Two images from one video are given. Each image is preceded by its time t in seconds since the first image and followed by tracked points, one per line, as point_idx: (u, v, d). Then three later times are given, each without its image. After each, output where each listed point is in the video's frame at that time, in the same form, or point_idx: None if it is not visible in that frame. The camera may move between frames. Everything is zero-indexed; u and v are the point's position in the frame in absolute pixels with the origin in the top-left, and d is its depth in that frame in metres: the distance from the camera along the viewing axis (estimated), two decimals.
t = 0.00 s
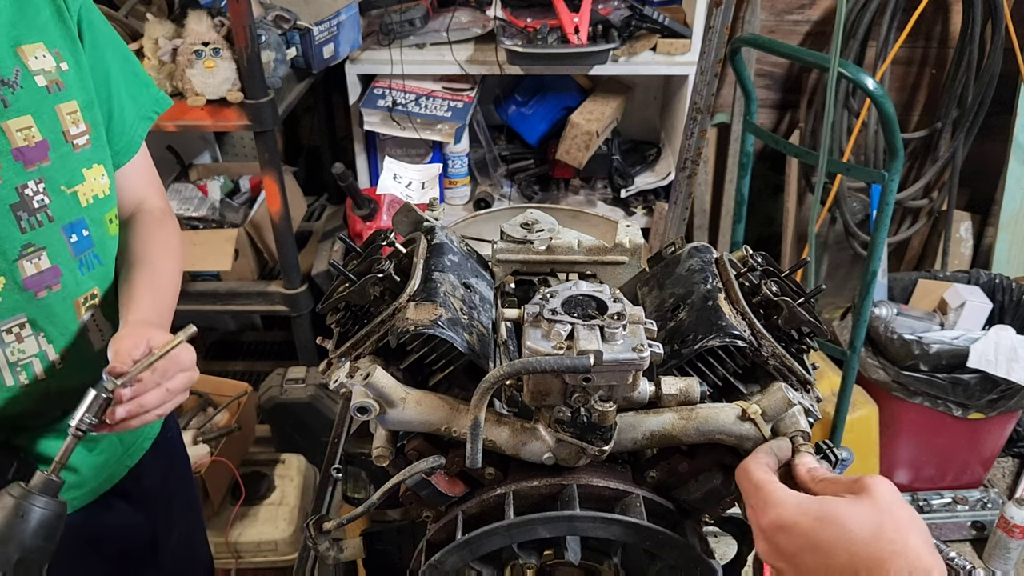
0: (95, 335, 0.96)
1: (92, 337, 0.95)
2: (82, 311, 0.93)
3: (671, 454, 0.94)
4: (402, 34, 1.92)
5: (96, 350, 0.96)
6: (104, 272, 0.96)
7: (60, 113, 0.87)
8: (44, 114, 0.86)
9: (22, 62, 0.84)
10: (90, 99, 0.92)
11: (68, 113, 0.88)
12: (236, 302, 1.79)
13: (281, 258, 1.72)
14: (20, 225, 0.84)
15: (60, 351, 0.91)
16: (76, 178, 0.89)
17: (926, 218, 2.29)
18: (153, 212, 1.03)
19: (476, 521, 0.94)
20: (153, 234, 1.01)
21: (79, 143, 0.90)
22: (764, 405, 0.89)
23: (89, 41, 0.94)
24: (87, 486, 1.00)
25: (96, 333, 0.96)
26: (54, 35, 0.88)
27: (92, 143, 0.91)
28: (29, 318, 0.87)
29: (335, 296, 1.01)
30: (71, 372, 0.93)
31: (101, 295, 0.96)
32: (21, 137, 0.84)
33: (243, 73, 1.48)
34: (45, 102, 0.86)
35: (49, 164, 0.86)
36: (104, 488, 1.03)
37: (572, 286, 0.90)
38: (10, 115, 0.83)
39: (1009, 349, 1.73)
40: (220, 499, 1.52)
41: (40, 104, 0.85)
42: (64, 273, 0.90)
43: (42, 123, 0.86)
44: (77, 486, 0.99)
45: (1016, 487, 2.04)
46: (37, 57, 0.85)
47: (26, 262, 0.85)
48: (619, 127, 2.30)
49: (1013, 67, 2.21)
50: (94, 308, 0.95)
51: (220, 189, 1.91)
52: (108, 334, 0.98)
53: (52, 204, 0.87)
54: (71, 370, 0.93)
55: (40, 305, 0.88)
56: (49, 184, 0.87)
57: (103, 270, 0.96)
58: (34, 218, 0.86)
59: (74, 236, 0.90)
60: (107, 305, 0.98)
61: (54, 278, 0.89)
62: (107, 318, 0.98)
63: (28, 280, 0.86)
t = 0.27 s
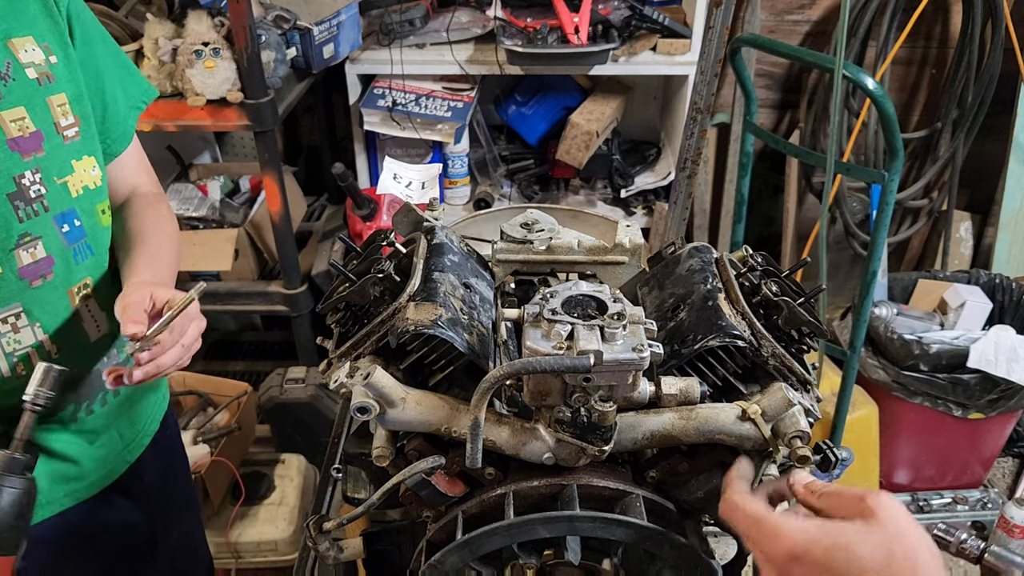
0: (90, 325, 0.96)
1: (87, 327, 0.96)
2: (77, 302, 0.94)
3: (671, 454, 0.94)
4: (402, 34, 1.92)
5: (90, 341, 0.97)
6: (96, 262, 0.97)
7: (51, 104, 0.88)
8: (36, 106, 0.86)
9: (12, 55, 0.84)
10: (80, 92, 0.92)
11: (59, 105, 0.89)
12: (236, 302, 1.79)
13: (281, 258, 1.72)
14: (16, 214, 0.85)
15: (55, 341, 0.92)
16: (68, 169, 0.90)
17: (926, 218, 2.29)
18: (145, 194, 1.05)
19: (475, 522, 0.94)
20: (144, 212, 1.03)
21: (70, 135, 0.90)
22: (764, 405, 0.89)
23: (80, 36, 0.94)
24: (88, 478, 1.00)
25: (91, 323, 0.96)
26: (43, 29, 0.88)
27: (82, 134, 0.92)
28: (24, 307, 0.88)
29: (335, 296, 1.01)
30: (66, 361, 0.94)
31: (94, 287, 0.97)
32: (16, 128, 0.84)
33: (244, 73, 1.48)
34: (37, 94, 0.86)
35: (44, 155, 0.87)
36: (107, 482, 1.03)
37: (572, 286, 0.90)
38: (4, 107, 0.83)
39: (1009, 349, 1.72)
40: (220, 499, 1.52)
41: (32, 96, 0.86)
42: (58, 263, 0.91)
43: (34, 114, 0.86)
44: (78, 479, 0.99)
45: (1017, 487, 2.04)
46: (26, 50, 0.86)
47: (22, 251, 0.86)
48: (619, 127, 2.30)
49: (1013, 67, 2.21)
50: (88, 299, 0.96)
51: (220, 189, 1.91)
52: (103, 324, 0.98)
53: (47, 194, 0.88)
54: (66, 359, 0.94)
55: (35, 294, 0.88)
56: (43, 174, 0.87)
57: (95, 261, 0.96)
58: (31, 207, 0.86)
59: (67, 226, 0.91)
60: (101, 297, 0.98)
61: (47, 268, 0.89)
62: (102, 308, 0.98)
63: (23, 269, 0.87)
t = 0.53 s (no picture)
0: (90, 315, 0.97)
1: (89, 317, 0.97)
2: (77, 292, 0.95)
3: (671, 454, 0.94)
4: (402, 33, 1.92)
5: (90, 331, 0.97)
6: (93, 253, 0.98)
7: (44, 96, 0.89)
8: (30, 98, 0.87)
9: (3, 49, 0.85)
10: (69, 85, 0.93)
11: (51, 97, 0.90)
12: (236, 302, 1.79)
13: (281, 258, 1.72)
14: (18, 205, 0.86)
15: (57, 331, 0.93)
16: (64, 160, 0.91)
17: (926, 218, 2.29)
18: (136, 173, 1.09)
19: (475, 522, 0.94)
20: (139, 189, 1.07)
21: (64, 126, 0.91)
22: (764, 405, 0.89)
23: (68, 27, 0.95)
24: (94, 468, 1.00)
25: (91, 314, 0.97)
26: (31, 22, 0.89)
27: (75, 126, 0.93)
28: (26, 297, 0.89)
29: (335, 296, 1.01)
30: (68, 351, 0.95)
31: (93, 277, 0.97)
32: (12, 119, 0.85)
33: (244, 73, 1.48)
34: (30, 86, 0.87)
35: (41, 146, 0.88)
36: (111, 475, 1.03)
37: (572, 286, 0.90)
38: None
39: (1009, 349, 1.72)
40: (220, 500, 1.52)
41: (25, 88, 0.87)
42: (57, 253, 0.91)
43: (29, 106, 0.87)
44: (84, 469, 0.99)
45: (1016, 487, 2.04)
46: (16, 44, 0.87)
47: (24, 241, 0.87)
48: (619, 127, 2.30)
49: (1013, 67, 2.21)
50: (87, 290, 0.96)
51: (220, 189, 1.91)
52: (103, 314, 0.99)
53: (46, 184, 0.89)
54: (67, 348, 0.95)
55: (37, 284, 0.89)
56: (42, 165, 0.89)
57: (91, 251, 0.97)
58: (31, 197, 0.87)
59: (65, 216, 0.92)
60: (101, 287, 0.99)
61: (48, 257, 0.90)
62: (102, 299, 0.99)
63: (26, 258, 0.87)
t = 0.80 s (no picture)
0: (83, 314, 0.96)
1: (83, 317, 0.96)
2: (70, 291, 0.94)
3: (670, 454, 0.94)
4: (401, 34, 1.92)
5: (83, 331, 0.97)
6: (89, 253, 0.97)
7: (42, 95, 0.89)
8: (28, 97, 0.87)
9: (2, 48, 0.85)
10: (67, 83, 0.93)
11: (50, 96, 0.90)
12: (236, 302, 1.79)
13: (281, 258, 1.72)
14: (15, 204, 0.86)
15: (50, 329, 0.92)
16: (61, 159, 0.91)
17: (927, 218, 2.29)
18: (135, 166, 1.09)
19: (475, 522, 0.94)
20: (139, 183, 1.07)
21: (62, 125, 0.91)
22: (764, 405, 0.89)
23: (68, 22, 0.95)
24: (88, 465, 1.00)
25: (85, 313, 0.97)
26: (31, 21, 0.89)
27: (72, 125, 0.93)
28: (20, 295, 0.88)
29: (335, 296, 1.01)
30: (61, 350, 0.94)
31: (87, 277, 0.97)
32: (10, 119, 0.85)
33: (244, 73, 1.48)
34: (27, 85, 0.87)
35: (37, 145, 0.88)
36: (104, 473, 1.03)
37: (572, 286, 0.90)
38: None
39: (1009, 349, 1.72)
40: (220, 500, 1.52)
41: (23, 87, 0.87)
42: (53, 253, 0.91)
43: (26, 105, 0.87)
44: (78, 465, 0.99)
45: (1017, 487, 2.04)
46: (15, 43, 0.87)
47: (19, 240, 0.87)
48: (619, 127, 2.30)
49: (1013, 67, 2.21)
50: (81, 289, 0.96)
51: (220, 189, 1.91)
52: (96, 314, 0.98)
53: (42, 183, 0.89)
54: (61, 347, 0.94)
55: (31, 283, 0.89)
56: (39, 164, 0.88)
57: (87, 251, 0.97)
58: (27, 197, 0.87)
59: (61, 215, 0.92)
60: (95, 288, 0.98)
61: (44, 257, 0.90)
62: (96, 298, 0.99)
63: (21, 258, 0.87)
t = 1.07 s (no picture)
0: (73, 327, 0.95)
1: (73, 330, 0.95)
2: (63, 303, 0.93)
3: (670, 454, 0.95)
4: (402, 33, 1.92)
5: (74, 344, 0.95)
6: (86, 264, 0.96)
7: (47, 102, 0.88)
8: (33, 105, 0.86)
9: (8, 53, 0.85)
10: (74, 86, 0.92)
11: (56, 102, 0.89)
12: (236, 302, 1.79)
13: (281, 258, 1.72)
14: (13, 218, 0.85)
15: (39, 345, 0.91)
16: (64, 169, 0.91)
17: (927, 218, 2.29)
18: (140, 156, 1.09)
19: (475, 521, 0.94)
20: (146, 177, 1.08)
21: (67, 132, 0.91)
22: (764, 405, 0.89)
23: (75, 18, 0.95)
24: (68, 482, 0.99)
25: (75, 326, 0.95)
26: (38, 22, 0.88)
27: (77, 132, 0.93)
28: (11, 309, 0.87)
29: (335, 296, 1.01)
30: (50, 364, 0.93)
31: (81, 289, 0.96)
32: (13, 129, 0.84)
33: (244, 73, 1.48)
34: (33, 92, 0.86)
35: (39, 156, 0.87)
36: (86, 489, 1.02)
37: (572, 286, 0.90)
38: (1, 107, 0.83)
39: (1009, 349, 1.72)
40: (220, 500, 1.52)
41: (28, 95, 0.86)
42: (51, 266, 0.90)
43: (31, 114, 0.86)
44: (58, 482, 0.98)
45: (1017, 487, 2.04)
46: (21, 47, 0.86)
47: (16, 254, 0.86)
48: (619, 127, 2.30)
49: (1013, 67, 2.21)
50: (73, 302, 0.95)
51: (220, 189, 1.91)
52: (87, 327, 0.97)
53: (42, 195, 0.88)
54: (49, 360, 0.93)
55: (24, 297, 0.88)
56: (40, 175, 0.88)
57: (84, 263, 0.96)
58: (26, 209, 0.86)
59: (62, 227, 0.91)
60: (88, 300, 0.97)
61: (40, 271, 0.89)
62: (88, 310, 0.97)
63: (16, 271, 0.86)
